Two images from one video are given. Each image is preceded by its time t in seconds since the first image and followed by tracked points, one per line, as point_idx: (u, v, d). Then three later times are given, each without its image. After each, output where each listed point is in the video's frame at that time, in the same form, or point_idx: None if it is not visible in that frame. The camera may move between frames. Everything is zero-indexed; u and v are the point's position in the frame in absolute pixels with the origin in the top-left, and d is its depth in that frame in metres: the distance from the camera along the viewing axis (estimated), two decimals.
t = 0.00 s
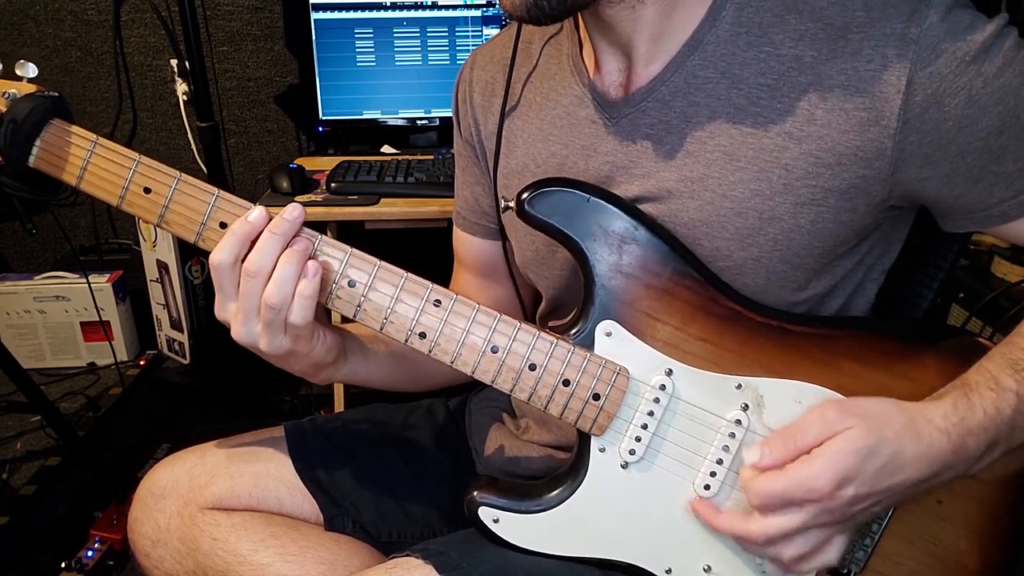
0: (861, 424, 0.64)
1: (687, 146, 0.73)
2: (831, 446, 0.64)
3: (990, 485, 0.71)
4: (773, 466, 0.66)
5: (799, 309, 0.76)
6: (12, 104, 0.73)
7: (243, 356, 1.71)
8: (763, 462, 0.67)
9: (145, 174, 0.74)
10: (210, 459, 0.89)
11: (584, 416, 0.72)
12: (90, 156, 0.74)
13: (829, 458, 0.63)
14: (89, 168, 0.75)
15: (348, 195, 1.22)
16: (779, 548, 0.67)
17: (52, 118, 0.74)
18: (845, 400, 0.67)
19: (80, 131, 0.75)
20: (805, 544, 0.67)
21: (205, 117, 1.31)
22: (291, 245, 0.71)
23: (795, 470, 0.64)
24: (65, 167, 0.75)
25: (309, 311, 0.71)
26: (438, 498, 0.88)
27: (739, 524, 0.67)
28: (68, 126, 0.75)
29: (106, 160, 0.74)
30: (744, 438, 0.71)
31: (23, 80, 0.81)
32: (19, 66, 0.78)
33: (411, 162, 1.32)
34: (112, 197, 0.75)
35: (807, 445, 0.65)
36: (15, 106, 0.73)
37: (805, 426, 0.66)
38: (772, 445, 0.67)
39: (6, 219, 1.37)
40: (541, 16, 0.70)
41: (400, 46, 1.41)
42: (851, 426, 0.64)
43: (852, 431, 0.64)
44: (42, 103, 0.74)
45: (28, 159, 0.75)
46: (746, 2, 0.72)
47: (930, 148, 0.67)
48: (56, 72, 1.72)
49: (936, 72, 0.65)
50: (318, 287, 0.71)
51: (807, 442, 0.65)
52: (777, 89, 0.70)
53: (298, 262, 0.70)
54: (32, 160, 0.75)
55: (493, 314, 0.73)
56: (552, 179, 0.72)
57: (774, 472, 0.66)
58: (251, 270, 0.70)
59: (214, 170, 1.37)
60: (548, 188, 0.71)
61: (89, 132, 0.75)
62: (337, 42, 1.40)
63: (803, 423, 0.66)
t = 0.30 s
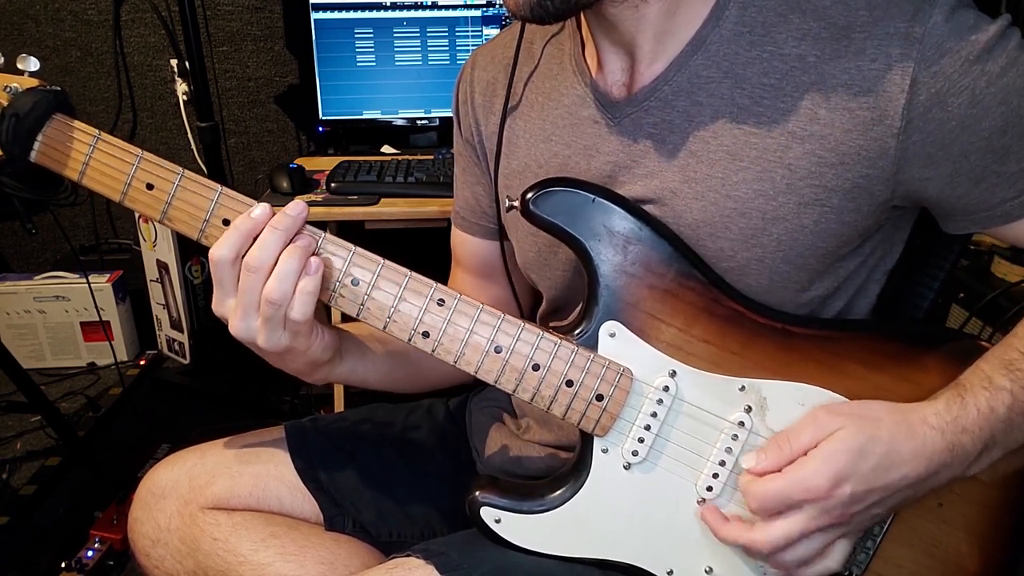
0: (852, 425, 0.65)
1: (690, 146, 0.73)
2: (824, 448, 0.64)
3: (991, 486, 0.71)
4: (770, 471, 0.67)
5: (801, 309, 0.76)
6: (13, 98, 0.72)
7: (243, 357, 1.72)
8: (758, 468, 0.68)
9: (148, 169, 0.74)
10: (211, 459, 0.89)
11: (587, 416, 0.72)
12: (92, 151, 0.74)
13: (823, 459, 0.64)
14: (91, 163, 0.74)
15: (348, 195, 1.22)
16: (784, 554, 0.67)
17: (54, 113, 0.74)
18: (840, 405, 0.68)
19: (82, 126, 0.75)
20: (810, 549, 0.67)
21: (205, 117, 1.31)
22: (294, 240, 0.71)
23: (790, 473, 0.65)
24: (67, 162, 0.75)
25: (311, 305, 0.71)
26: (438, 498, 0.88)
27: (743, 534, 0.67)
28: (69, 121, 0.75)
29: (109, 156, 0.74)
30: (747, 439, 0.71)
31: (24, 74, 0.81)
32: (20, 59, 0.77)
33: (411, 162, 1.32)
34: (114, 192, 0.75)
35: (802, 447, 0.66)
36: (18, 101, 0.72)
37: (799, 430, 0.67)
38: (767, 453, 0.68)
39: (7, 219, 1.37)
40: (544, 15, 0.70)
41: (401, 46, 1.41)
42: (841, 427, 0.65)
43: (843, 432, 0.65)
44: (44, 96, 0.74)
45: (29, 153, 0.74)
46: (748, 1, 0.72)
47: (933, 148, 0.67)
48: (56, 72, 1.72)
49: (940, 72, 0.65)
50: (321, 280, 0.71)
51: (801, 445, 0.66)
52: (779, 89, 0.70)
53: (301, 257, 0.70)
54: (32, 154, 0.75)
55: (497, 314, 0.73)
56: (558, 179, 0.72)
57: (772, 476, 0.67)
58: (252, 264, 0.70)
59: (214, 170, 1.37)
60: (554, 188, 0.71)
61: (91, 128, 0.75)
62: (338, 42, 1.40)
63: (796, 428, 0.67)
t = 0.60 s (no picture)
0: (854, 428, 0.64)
1: (689, 146, 0.73)
2: (825, 449, 0.64)
3: (991, 488, 0.71)
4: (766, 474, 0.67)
5: (800, 309, 0.76)
6: (18, 98, 0.73)
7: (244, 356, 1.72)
8: (757, 468, 0.68)
9: (151, 168, 0.74)
10: (211, 458, 0.89)
11: (586, 416, 0.72)
12: (95, 151, 0.74)
13: (823, 461, 0.63)
14: (94, 163, 0.74)
15: (348, 195, 1.22)
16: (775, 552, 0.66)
17: (58, 111, 0.74)
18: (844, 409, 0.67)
19: (86, 125, 0.75)
20: (798, 549, 0.66)
21: (205, 117, 1.31)
22: (270, 229, 0.70)
23: (789, 474, 0.64)
24: (70, 162, 0.75)
25: (295, 289, 0.72)
26: (438, 498, 0.88)
27: (734, 531, 0.66)
28: (73, 120, 0.75)
29: (112, 155, 0.74)
30: (746, 438, 0.71)
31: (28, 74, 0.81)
32: (25, 59, 0.77)
33: (411, 162, 1.32)
34: (117, 191, 0.75)
35: (801, 450, 0.66)
36: (22, 101, 0.72)
37: (800, 432, 0.67)
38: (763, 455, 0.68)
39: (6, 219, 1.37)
40: (545, 12, 0.70)
41: (400, 46, 1.41)
42: (844, 429, 0.65)
43: (846, 433, 0.64)
44: (49, 95, 0.74)
45: (33, 152, 0.74)
46: (749, 1, 0.72)
47: (931, 151, 0.67)
48: (57, 72, 1.72)
49: (938, 74, 0.65)
50: (307, 266, 0.71)
51: (800, 447, 0.66)
52: (778, 90, 0.70)
53: (275, 246, 0.69)
54: (36, 153, 0.75)
55: (497, 313, 0.73)
56: (558, 179, 0.72)
57: (768, 479, 0.66)
58: (228, 253, 0.70)
59: (214, 170, 1.37)
60: (555, 187, 0.71)
61: (95, 127, 0.75)
62: (338, 42, 1.40)
63: (798, 432, 0.67)
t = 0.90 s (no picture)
0: (855, 428, 0.64)
1: (690, 144, 0.73)
2: (828, 451, 0.63)
3: (992, 487, 0.71)
4: (769, 474, 0.65)
5: (801, 308, 0.76)
6: (16, 100, 0.73)
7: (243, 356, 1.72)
8: (758, 468, 0.66)
9: (148, 171, 0.74)
10: (211, 458, 0.89)
11: (585, 416, 0.72)
12: (93, 154, 0.74)
13: (827, 463, 0.62)
14: (92, 166, 0.74)
15: (348, 195, 1.22)
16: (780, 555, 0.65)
17: (54, 114, 0.74)
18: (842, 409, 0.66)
19: (82, 128, 0.75)
20: (805, 551, 0.65)
21: (205, 117, 1.31)
22: (266, 232, 0.70)
23: (793, 476, 0.63)
24: (68, 165, 0.75)
25: (295, 294, 0.72)
26: (438, 498, 0.88)
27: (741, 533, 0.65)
28: (70, 123, 0.74)
29: (109, 158, 0.74)
30: (745, 438, 0.71)
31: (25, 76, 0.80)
32: (22, 62, 0.77)
33: (411, 162, 1.32)
34: (114, 195, 0.75)
35: (802, 451, 0.65)
36: (20, 104, 0.72)
37: (799, 432, 0.65)
38: (764, 455, 0.66)
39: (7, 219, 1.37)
40: (542, 8, 0.70)
41: (401, 46, 1.41)
42: (845, 430, 0.64)
43: (846, 435, 0.63)
44: (46, 99, 0.74)
45: (31, 156, 0.74)
46: None
47: (934, 148, 0.67)
48: (57, 72, 1.72)
49: (942, 71, 0.65)
50: (305, 270, 0.71)
51: (802, 448, 0.65)
52: (779, 88, 0.70)
53: (271, 250, 0.69)
54: (34, 157, 0.75)
55: (495, 314, 0.73)
56: (556, 179, 0.72)
57: (770, 481, 0.64)
58: (224, 256, 0.70)
59: (214, 170, 1.37)
60: (553, 188, 0.71)
61: (91, 130, 0.75)
62: (338, 41, 1.40)
63: (798, 430, 0.66)
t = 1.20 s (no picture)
0: (862, 413, 0.63)
1: (692, 143, 0.73)
2: (834, 437, 0.63)
3: (993, 486, 0.71)
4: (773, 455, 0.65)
5: (802, 307, 0.76)
6: (16, 103, 0.74)
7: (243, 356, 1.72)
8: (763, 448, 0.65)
9: (148, 172, 0.73)
10: (211, 458, 0.89)
11: (584, 416, 0.72)
12: (92, 155, 0.74)
13: (834, 449, 0.62)
14: (92, 166, 0.74)
15: (348, 194, 1.22)
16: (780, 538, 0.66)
17: (54, 116, 0.75)
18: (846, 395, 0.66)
19: (82, 128, 0.75)
20: (805, 534, 0.66)
21: (205, 117, 1.31)
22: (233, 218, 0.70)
23: (798, 460, 0.63)
24: (68, 165, 0.75)
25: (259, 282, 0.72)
26: (438, 497, 0.88)
27: (741, 516, 0.65)
28: (69, 124, 0.74)
29: (109, 158, 0.74)
30: (744, 438, 0.71)
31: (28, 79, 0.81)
32: (23, 64, 0.77)
33: (411, 162, 1.32)
34: (113, 195, 0.75)
35: (809, 435, 0.64)
36: (19, 105, 0.73)
37: (807, 416, 0.65)
38: (771, 434, 0.66)
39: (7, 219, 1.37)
40: (544, 7, 0.70)
41: (401, 46, 1.41)
42: (851, 417, 0.63)
43: (853, 422, 0.63)
44: (45, 101, 0.74)
45: (31, 157, 0.75)
46: None
47: (938, 144, 0.67)
48: (57, 72, 1.72)
49: (945, 67, 0.65)
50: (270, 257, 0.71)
51: (808, 433, 0.64)
52: (782, 86, 0.70)
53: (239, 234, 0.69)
54: (34, 158, 0.75)
55: (494, 314, 0.73)
56: (555, 179, 0.72)
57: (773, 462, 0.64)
58: (186, 239, 0.67)
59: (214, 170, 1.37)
60: (552, 188, 0.71)
61: (91, 131, 0.75)
62: (338, 41, 1.40)
63: (805, 414, 0.65)
